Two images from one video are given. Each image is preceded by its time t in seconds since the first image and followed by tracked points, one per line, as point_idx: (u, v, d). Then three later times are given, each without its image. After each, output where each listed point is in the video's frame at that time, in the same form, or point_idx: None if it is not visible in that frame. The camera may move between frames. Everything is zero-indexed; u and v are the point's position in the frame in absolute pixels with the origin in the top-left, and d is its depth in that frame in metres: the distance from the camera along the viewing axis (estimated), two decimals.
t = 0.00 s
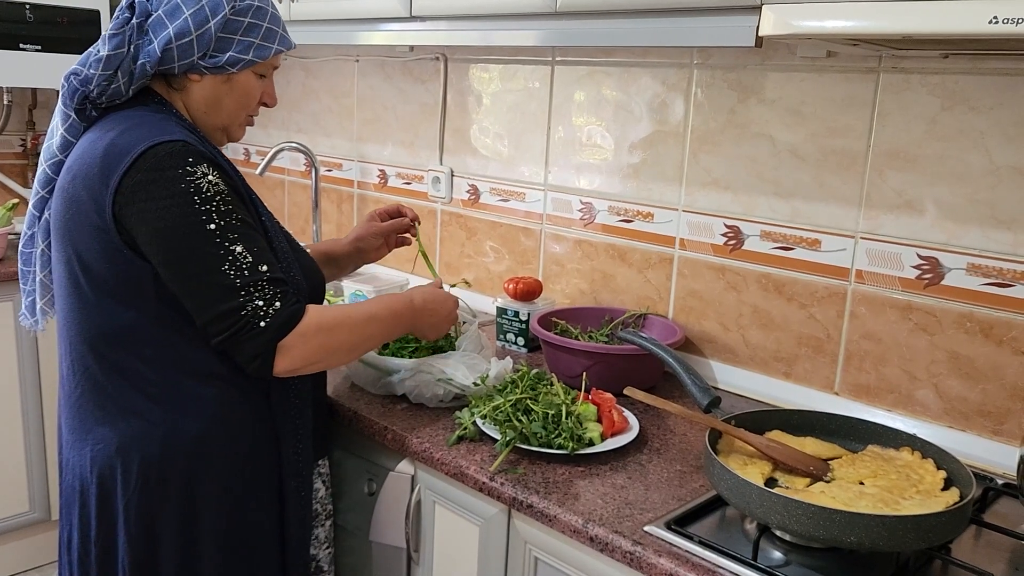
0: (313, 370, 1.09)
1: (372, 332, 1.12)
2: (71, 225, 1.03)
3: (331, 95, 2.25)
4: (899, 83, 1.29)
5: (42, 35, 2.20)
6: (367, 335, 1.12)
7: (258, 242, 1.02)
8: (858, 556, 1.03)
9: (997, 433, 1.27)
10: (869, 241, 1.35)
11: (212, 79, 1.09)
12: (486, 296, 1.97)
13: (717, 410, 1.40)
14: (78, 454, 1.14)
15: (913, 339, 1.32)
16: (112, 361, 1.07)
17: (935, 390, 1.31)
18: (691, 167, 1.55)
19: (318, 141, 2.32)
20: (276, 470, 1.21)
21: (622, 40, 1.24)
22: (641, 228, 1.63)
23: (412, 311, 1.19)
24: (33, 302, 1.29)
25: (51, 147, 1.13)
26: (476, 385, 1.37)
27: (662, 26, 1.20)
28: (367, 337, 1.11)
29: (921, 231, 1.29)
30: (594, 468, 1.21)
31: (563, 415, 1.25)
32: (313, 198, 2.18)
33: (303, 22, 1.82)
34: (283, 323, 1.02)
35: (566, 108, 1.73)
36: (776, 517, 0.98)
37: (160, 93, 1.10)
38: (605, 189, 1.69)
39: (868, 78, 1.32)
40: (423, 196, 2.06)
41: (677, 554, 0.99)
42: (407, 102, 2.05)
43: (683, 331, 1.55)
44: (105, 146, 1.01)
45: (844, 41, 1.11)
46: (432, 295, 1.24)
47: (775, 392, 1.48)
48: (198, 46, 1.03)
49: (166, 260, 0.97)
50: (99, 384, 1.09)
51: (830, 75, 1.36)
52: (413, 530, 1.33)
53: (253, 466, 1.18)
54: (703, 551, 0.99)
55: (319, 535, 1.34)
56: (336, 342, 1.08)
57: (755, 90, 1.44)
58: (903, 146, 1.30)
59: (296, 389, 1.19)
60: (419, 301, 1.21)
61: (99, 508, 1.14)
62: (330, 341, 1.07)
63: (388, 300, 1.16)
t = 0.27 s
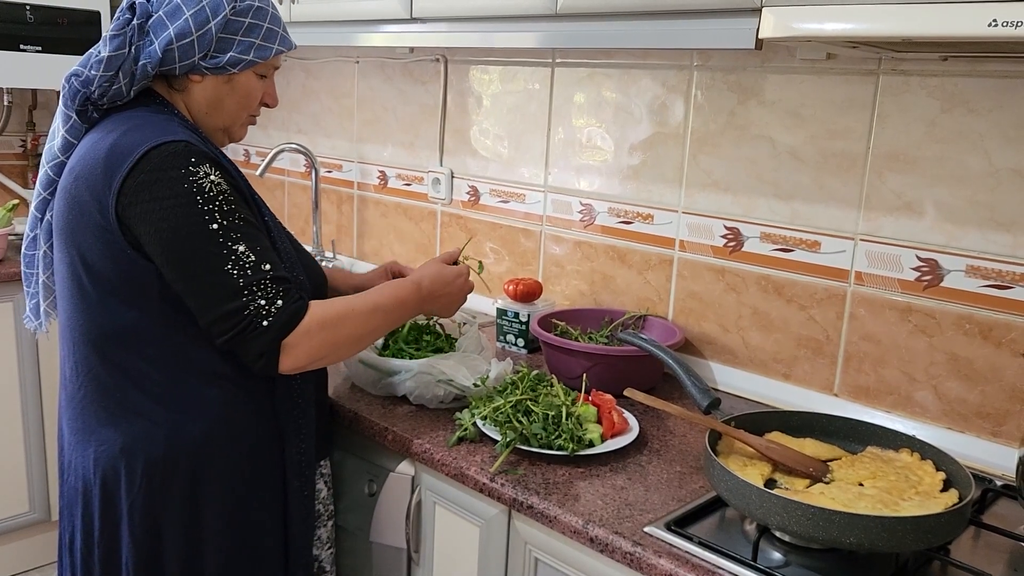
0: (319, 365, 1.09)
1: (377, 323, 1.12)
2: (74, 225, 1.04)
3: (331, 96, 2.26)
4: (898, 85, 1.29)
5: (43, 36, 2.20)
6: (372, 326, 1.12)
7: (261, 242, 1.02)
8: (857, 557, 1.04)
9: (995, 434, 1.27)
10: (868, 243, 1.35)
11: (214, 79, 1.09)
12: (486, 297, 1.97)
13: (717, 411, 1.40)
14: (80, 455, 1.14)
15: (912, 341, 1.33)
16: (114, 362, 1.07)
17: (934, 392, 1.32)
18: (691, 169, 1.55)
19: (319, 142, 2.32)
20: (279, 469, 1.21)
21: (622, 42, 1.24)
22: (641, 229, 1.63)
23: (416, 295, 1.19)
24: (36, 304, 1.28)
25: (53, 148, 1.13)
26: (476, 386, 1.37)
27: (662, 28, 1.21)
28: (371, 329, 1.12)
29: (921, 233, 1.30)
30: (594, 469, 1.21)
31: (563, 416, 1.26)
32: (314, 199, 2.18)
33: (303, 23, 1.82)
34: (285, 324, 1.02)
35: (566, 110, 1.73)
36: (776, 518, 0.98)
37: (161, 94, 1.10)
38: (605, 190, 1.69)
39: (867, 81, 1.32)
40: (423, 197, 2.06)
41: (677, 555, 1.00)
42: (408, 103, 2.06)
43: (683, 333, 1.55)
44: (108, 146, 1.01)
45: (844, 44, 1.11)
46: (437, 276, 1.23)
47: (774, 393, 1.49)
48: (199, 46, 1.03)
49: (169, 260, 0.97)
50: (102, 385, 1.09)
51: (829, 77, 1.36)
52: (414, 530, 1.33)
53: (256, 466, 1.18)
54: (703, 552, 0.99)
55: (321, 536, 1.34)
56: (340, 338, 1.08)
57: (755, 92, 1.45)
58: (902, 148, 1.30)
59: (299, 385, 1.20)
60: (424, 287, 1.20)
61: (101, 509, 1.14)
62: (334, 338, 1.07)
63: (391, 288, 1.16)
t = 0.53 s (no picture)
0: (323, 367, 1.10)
1: (377, 332, 1.14)
2: (75, 227, 1.04)
3: (331, 96, 2.26)
4: (897, 87, 1.29)
5: (43, 36, 2.20)
6: (373, 333, 1.13)
7: (260, 242, 1.03)
8: (856, 557, 1.04)
9: (993, 435, 1.27)
10: (866, 244, 1.35)
11: (215, 80, 1.09)
12: (485, 298, 1.97)
13: (716, 411, 1.41)
14: (81, 455, 1.14)
15: (910, 342, 1.33)
16: (115, 362, 1.08)
17: (933, 393, 1.32)
18: (690, 170, 1.55)
19: (318, 142, 2.33)
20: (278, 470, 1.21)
21: (622, 43, 1.25)
22: (640, 230, 1.64)
23: (415, 306, 1.20)
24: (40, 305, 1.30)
25: (56, 149, 1.13)
26: (476, 386, 1.37)
27: (662, 30, 1.21)
28: (373, 335, 1.13)
29: (919, 234, 1.30)
30: (593, 469, 1.22)
31: (562, 416, 1.26)
32: (313, 199, 2.18)
33: (303, 24, 1.83)
34: (287, 323, 1.03)
35: (566, 111, 1.74)
36: (775, 518, 0.98)
37: (163, 95, 1.10)
38: (604, 191, 1.69)
39: (866, 83, 1.32)
40: (422, 197, 2.06)
41: (676, 555, 1.00)
42: (407, 104, 2.06)
43: (682, 333, 1.55)
44: (107, 147, 1.01)
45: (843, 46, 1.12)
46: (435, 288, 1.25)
47: (773, 394, 1.49)
48: (200, 46, 1.04)
49: (169, 262, 0.98)
50: (102, 386, 1.09)
51: (828, 79, 1.36)
52: (413, 531, 1.33)
53: (257, 467, 1.18)
54: (701, 552, 1.00)
55: (320, 536, 1.34)
56: (346, 338, 1.09)
57: (754, 94, 1.45)
58: (901, 150, 1.30)
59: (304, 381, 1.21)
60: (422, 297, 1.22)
61: (101, 509, 1.15)
62: (337, 338, 1.08)
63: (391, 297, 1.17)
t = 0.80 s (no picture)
0: (334, 362, 1.13)
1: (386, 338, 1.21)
2: (79, 226, 1.04)
3: (329, 95, 2.26)
4: (895, 88, 1.29)
5: (41, 35, 2.20)
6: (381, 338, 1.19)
7: (276, 236, 1.04)
8: (853, 557, 1.04)
9: (990, 436, 1.27)
10: (864, 244, 1.35)
11: (217, 80, 1.09)
12: (483, 298, 1.97)
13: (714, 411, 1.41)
14: (80, 454, 1.14)
15: (908, 342, 1.33)
16: (117, 361, 1.07)
17: (930, 393, 1.32)
18: (689, 170, 1.55)
19: (317, 142, 2.32)
20: (279, 469, 1.22)
21: (621, 43, 1.25)
22: (639, 230, 1.64)
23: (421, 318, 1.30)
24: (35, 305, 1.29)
25: (55, 148, 1.13)
26: (473, 385, 1.37)
27: (661, 30, 1.21)
28: (381, 341, 1.19)
29: (917, 235, 1.30)
30: (591, 469, 1.22)
31: (560, 416, 1.26)
32: (312, 199, 2.18)
33: (302, 23, 1.82)
34: (314, 312, 1.05)
35: (565, 111, 1.74)
36: (772, 518, 0.98)
37: (164, 95, 1.10)
38: (603, 191, 1.69)
39: (864, 83, 1.33)
40: (421, 197, 2.06)
41: (674, 555, 1.00)
42: (406, 103, 2.06)
43: (680, 333, 1.56)
44: (114, 146, 1.01)
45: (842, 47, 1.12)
46: (431, 304, 1.35)
47: (771, 394, 1.49)
48: (202, 47, 1.04)
49: (187, 259, 0.98)
50: (104, 385, 1.09)
51: (827, 79, 1.36)
52: (411, 530, 1.33)
53: (257, 465, 1.19)
54: (699, 552, 1.00)
55: (319, 535, 1.34)
56: (358, 334, 1.14)
57: (753, 94, 1.45)
58: (899, 150, 1.30)
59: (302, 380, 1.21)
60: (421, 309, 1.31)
61: (99, 509, 1.14)
62: (353, 332, 1.13)
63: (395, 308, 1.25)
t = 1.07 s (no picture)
0: (337, 357, 1.15)
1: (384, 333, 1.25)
2: (82, 224, 1.03)
3: (328, 94, 2.25)
4: (896, 87, 1.29)
5: (40, 33, 2.19)
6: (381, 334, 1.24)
7: (282, 232, 1.05)
8: (852, 557, 1.04)
9: (990, 435, 1.27)
10: (865, 244, 1.35)
11: (221, 79, 1.09)
12: (483, 297, 1.97)
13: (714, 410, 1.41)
14: (83, 454, 1.14)
15: (908, 342, 1.33)
16: (120, 360, 1.07)
17: (930, 393, 1.32)
18: (688, 169, 1.55)
19: (316, 140, 2.32)
20: (282, 468, 1.22)
21: (620, 42, 1.25)
22: (639, 230, 1.64)
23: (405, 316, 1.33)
24: (34, 303, 1.29)
25: (56, 146, 1.12)
26: (473, 384, 1.37)
27: (661, 29, 1.21)
28: (381, 335, 1.24)
29: (917, 234, 1.30)
30: (591, 468, 1.21)
31: (559, 415, 1.26)
32: (311, 198, 2.18)
33: (301, 22, 1.82)
34: (325, 303, 1.07)
35: (564, 110, 1.73)
36: (772, 518, 0.98)
37: (167, 94, 1.10)
38: (602, 190, 1.69)
39: (865, 82, 1.32)
40: (420, 196, 2.06)
41: (673, 554, 1.00)
42: (405, 102, 2.06)
43: (679, 333, 1.55)
44: (119, 144, 1.01)
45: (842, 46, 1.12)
46: (423, 309, 1.40)
47: (770, 393, 1.49)
48: (208, 45, 1.03)
49: (195, 256, 0.98)
50: (107, 384, 1.08)
51: (827, 78, 1.36)
52: (410, 530, 1.33)
53: (262, 463, 1.19)
54: (699, 552, 1.00)
55: (321, 534, 1.34)
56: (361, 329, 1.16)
57: (753, 93, 1.45)
58: (900, 150, 1.30)
59: (302, 379, 1.21)
60: (414, 312, 1.36)
61: (101, 507, 1.14)
62: (360, 327, 1.16)
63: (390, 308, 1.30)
